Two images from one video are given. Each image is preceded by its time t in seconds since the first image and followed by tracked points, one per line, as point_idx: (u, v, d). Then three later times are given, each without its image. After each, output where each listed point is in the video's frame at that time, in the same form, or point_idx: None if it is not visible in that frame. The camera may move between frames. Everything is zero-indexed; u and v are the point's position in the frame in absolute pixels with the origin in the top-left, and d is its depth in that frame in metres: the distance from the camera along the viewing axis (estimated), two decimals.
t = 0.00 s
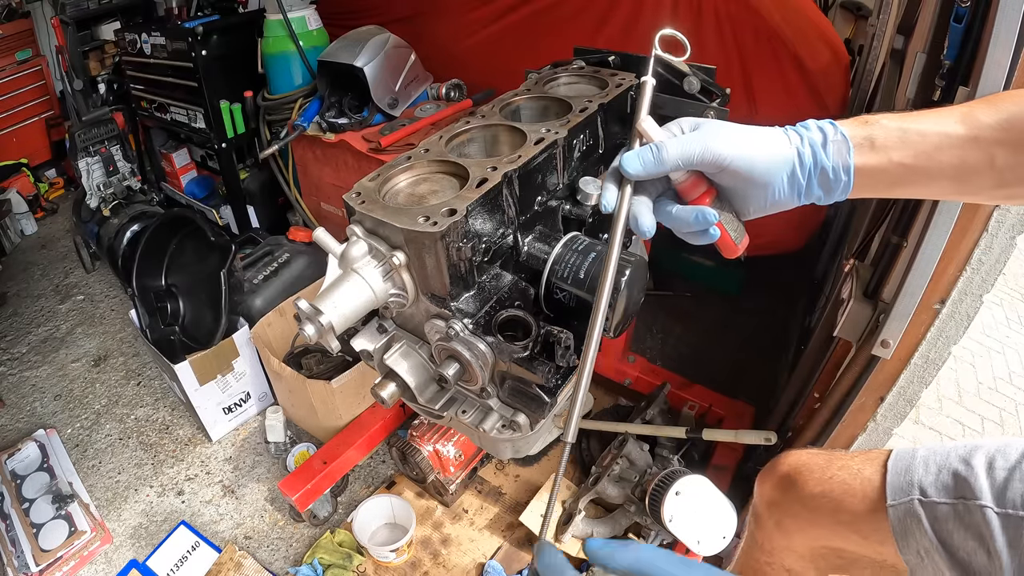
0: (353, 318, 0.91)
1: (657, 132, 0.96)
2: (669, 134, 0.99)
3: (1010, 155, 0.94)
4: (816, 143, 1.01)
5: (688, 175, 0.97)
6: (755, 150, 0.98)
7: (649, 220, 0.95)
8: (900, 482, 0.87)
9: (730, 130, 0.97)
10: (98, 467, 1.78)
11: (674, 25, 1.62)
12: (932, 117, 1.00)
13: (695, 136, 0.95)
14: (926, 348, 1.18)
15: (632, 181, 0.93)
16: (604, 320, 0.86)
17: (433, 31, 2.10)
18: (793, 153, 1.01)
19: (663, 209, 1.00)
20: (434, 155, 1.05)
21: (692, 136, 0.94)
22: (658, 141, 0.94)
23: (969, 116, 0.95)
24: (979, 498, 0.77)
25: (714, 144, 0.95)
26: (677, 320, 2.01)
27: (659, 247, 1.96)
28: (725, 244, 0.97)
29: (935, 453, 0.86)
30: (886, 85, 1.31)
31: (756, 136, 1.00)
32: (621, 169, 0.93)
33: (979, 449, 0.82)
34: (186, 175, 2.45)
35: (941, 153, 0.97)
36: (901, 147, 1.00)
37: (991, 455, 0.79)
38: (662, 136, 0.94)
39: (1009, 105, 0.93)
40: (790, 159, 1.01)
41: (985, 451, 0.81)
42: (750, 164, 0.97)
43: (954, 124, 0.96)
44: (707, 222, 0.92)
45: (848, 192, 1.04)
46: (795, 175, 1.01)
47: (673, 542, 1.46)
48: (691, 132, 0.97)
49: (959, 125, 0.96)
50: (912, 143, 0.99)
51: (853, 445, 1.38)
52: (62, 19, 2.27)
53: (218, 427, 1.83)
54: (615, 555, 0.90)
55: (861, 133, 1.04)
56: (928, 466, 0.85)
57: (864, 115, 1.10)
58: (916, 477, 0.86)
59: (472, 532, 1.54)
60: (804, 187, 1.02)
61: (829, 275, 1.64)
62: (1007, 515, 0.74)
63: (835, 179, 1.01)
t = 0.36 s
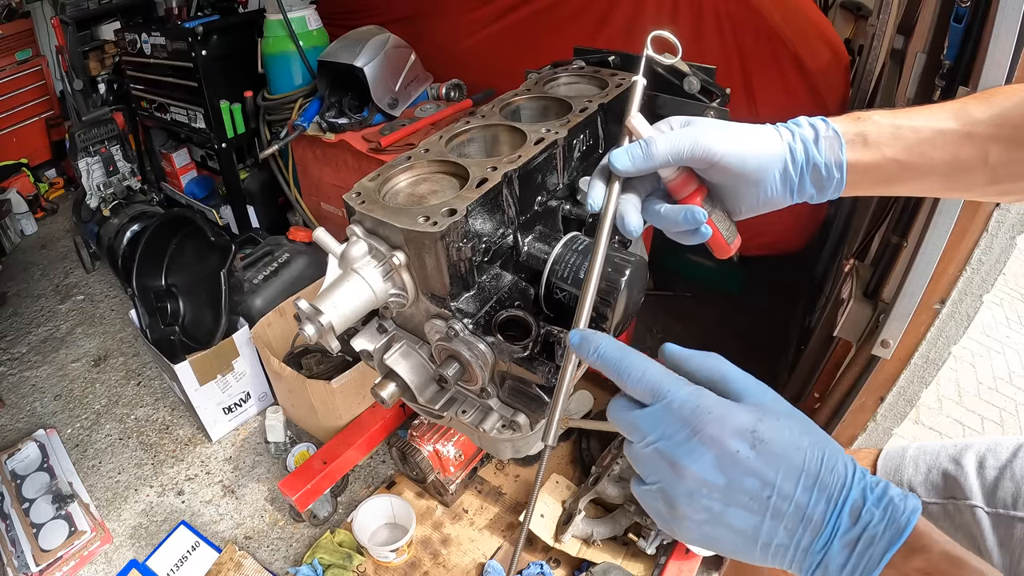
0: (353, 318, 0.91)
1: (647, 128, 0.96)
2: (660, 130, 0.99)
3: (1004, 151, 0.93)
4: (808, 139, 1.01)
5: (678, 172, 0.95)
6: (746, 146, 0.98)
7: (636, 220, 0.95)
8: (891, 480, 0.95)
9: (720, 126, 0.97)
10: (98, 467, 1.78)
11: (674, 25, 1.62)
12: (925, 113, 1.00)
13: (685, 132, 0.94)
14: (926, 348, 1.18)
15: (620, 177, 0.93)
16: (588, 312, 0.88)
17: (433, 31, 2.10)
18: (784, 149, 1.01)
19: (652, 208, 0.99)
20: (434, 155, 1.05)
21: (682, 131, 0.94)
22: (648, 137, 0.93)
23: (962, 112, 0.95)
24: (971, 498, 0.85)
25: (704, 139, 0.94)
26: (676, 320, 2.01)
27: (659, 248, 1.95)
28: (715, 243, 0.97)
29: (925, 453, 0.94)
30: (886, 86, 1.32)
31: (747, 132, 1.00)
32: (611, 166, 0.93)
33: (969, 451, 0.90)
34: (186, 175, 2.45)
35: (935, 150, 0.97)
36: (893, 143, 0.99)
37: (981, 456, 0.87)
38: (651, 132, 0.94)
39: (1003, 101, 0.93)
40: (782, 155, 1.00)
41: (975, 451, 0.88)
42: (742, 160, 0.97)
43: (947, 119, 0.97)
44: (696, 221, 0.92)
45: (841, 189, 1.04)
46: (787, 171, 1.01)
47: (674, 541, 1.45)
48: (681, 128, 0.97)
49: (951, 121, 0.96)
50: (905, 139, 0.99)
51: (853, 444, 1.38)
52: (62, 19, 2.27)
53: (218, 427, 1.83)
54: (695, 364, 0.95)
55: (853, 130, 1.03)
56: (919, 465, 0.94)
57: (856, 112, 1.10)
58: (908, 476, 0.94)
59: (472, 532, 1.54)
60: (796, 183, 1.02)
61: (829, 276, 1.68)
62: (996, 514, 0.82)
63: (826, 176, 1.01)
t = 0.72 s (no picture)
0: (353, 318, 0.91)
1: (648, 125, 0.96)
2: (661, 127, 0.99)
3: (1003, 151, 0.93)
4: (808, 138, 1.01)
5: (680, 169, 0.95)
6: (746, 144, 0.98)
7: (639, 215, 0.95)
8: (888, 479, 0.92)
9: (721, 124, 0.97)
10: (98, 467, 1.78)
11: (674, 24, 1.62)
12: (925, 113, 1.00)
13: (686, 128, 0.94)
14: (926, 348, 1.18)
15: (622, 172, 0.93)
16: (590, 324, 0.89)
17: (433, 31, 2.10)
18: (784, 148, 1.01)
19: (653, 204, 0.99)
20: (434, 155, 1.05)
21: (683, 128, 0.94)
22: (649, 133, 0.93)
23: (962, 112, 0.96)
24: (968, 495, 0.81)
25: (705, 136, 0.94)
26: (677, 320, 2.00)
27: (659, 247, 1.97)
28: (716, 240, 0.97)
29: (923, 450, 0.91)
30: (886, 86, 1.32)
31: (747, 130, 1.00)
32: (612, 161, 0.93)
33: (966, 446, 0.86)
34: (186, 175, 2.45)
35: (934, 149, 0.97)
36: (893, 144, 1.00)
37: (979, 453, 0.83)
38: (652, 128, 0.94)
39: (1003, 102, 0.93)
40: (782, 154, 1.00)
41: (973, 448, 0.85)
42: (742, 157, 0.97)
43: (947, 120, 0.97)
44: (696, 217, 0.92)
45: (841, 188, 1.03)
46: (787, 170, 1.01)
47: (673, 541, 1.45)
48: (682, 125, 0.97)
49: (951, 121, 0.96)
50: (905, 140, 0.99)
51: (853, 444, 1.38)
52: (62, 19, 2.27)
53: (218, 427, 1.83)
54: (686, 392, 0.96)
55: (852, 130, 1.03)
56: (916, 464, 0.90)
57: (855, 112, 1.10)
58: (904, 474, 0.91)
59: (472, 532, 1.54)
60: (796, 182, 1.01)
61: (829, 275, 1.68)
62: (994, 512, 0.78)
63: (826, 175, 1.01)
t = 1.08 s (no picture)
0: (353, 318, 0.91)
1: (652, 116, 0.96)
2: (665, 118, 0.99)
3: (1005, 143, 0.93)
4: (811, 129, 1.01)
5: (682, 160, 0.96)
6: (750, 134, 0.98)
7: (644, 206, 0.94)
8: (888, 477, 0.92)
9: (724, 114, 0.97)
10: (98, 467, 1.78)
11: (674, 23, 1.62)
12: (927, 105, 1.00)
13: (690, 119, 0.94)
14: (926, 348, 1.18)
15: (626, 163, 0.93)
16: (591, 328, 0.88)
17: (433, 31, 2.10)
18: (788, 139, 1.01)
19: (655, 195, 0.99)
20: (434, 155, 1.05)
21: (687, 118, 0.94)
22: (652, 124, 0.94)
23: (964, 104, 0.95)
24: (968, 492, 0.81)
25: (709, 126, 0.94)
26: (677, 320, 2.00)
27: (660, 246, 2.00)
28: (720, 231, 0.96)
29: (923, 447, 0.90)
30: (886, 85, 1.32)
31: (751, 121, 1.00)
32: (616, 152, 0.93)
33: (966, 443, 0.86)
34: (186, 175, 2.45)
35: (936, 141, 0.97)
36: (896, 135, 0.99)
37: (978, 450, 0.83)
38: (656, 119, 0.94)
39: (1006, 94, 0.93)
40: (786, 145, 1.00)
41: (972, 446, 0.84)
42: (746, 149, 0.97)
43: (948, 112, 0.97)
44: (699, 208, 0.92)
45: (844, 179, 1.04)
46: (790, 161, 1.01)
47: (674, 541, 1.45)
48: (686, 116, 0.97)
49: (953, 113, 0.96)
50: (907, 130, 0.99)
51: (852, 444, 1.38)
52: (62, 19, 2.27)
53: (218, 427, 1.83)
54: (690, 406, 0.98)
55: (855, 121, 1.03)
56: (915, 460, 0.90)
57: (860, 104, 1.10)
58: (904, 471, 0.91)
59: (472, 531, 1.54)
60: (800, 173, 1.02)
61: (829, 276, 1.67)
62: (994, 509, 0.78)
63: (830, 166, 1.01)
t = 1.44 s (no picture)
0: (353, 318, 0.90)
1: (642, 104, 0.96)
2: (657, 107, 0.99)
3: (1001, 137, 0.93)
4: (803, 120, 1.01)
5: (672, 149, 0.95)
6: (741, 124, 0.97)
7: (632, 194, 0.93)
8: (888, 477, 0.92)
9: (716, 104, 0.97)
10: (98, 467, 1.78)
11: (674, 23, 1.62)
12: (923, 99, 1.00)
13: (680, 108, 0.94)
14: (926, 348, 1.18)
15: (615, 151, 0.93)
16: (573, 313, 0.86)
17: (433, 31, 2.10)
18: (780, 129, 1.01)
19: (644, 184, 0.99)
20: (434, 155, 1.05)
21: (677, 107, 0.94)
22: (642, 112, 0.93)
23: (960, 97, 0.96)
24: (969, 493, 0.81)
25: (699, 115, 0.94)
26: (677, 320, 2.01)
27: (659, 246, 1.99)
28: (710, 222, 0.95)
29: (923, 447, 0.90)
30: (886, 85, 1.32)
31: (742, 111, 1.00)
32: (605, 140, 0.93)
33: (966, 443, 0.86)
34: (186, 175, 2.45)
35: (933, 134, 0.97)
36: (890, 127, 0.99)
37: (978, 451, 0.83)
38: (646, 107, 0.94)
39: (1003, 88, 0.93)
40: (778, 135, 1.00)
41: (972, 446, 0.84)
42: (736, 138, 0.97)
43: (944, 105, 0.97)
44: (687, 197, 0.92)
45: (837, 172, 1.03)
46: (782, 151, 1.01)
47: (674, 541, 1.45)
48: (677, 105, 0.97)
49: (949, 106, 0.96)
50: (901, 122, 0.99)
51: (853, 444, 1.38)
52: (62, 19, 2.27)
53: (218, 427, 1.83)
54: (688, 427, 0.92)
55: (848, 112, 1.03)
56: (915, 461, 0.90)
57: (854, 96, 1.10)
58: (904, 471, 0.91)
59: (472, 531, 1.54)
60: (792, 164, 1.01)
61: (829, 276, 1.67)
62: (995, 509, 0.78)
63: (822, 157, 1.01)
